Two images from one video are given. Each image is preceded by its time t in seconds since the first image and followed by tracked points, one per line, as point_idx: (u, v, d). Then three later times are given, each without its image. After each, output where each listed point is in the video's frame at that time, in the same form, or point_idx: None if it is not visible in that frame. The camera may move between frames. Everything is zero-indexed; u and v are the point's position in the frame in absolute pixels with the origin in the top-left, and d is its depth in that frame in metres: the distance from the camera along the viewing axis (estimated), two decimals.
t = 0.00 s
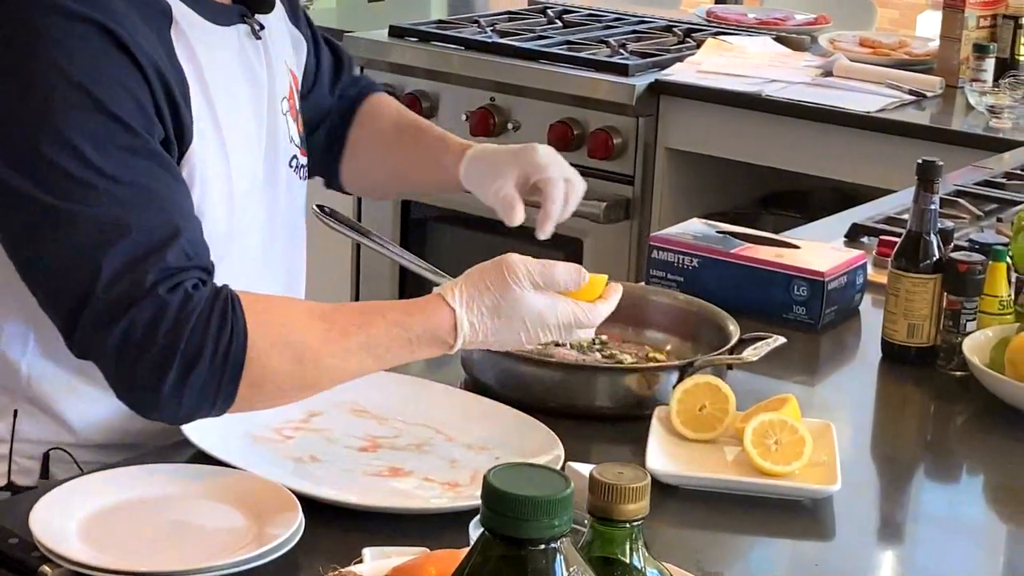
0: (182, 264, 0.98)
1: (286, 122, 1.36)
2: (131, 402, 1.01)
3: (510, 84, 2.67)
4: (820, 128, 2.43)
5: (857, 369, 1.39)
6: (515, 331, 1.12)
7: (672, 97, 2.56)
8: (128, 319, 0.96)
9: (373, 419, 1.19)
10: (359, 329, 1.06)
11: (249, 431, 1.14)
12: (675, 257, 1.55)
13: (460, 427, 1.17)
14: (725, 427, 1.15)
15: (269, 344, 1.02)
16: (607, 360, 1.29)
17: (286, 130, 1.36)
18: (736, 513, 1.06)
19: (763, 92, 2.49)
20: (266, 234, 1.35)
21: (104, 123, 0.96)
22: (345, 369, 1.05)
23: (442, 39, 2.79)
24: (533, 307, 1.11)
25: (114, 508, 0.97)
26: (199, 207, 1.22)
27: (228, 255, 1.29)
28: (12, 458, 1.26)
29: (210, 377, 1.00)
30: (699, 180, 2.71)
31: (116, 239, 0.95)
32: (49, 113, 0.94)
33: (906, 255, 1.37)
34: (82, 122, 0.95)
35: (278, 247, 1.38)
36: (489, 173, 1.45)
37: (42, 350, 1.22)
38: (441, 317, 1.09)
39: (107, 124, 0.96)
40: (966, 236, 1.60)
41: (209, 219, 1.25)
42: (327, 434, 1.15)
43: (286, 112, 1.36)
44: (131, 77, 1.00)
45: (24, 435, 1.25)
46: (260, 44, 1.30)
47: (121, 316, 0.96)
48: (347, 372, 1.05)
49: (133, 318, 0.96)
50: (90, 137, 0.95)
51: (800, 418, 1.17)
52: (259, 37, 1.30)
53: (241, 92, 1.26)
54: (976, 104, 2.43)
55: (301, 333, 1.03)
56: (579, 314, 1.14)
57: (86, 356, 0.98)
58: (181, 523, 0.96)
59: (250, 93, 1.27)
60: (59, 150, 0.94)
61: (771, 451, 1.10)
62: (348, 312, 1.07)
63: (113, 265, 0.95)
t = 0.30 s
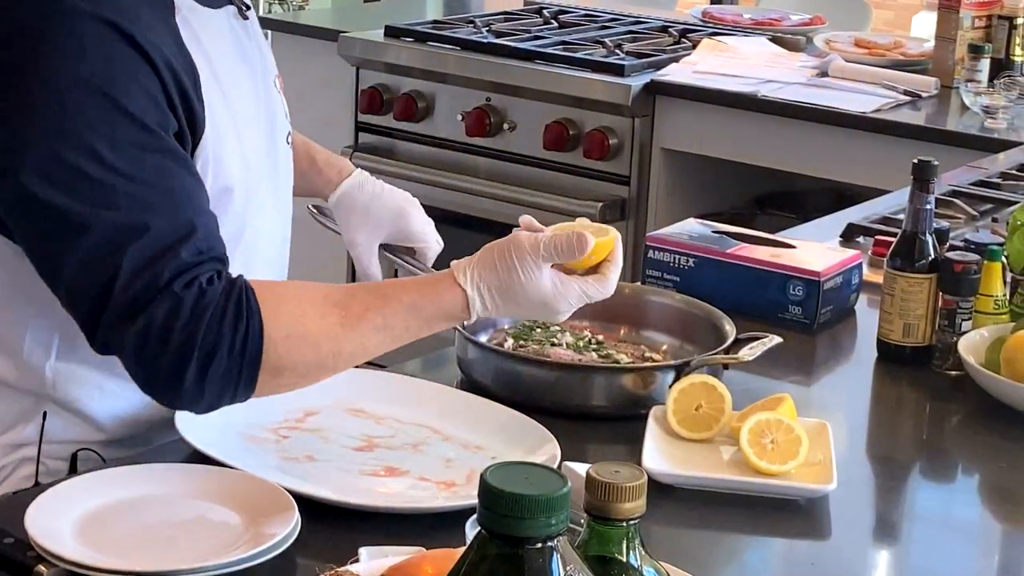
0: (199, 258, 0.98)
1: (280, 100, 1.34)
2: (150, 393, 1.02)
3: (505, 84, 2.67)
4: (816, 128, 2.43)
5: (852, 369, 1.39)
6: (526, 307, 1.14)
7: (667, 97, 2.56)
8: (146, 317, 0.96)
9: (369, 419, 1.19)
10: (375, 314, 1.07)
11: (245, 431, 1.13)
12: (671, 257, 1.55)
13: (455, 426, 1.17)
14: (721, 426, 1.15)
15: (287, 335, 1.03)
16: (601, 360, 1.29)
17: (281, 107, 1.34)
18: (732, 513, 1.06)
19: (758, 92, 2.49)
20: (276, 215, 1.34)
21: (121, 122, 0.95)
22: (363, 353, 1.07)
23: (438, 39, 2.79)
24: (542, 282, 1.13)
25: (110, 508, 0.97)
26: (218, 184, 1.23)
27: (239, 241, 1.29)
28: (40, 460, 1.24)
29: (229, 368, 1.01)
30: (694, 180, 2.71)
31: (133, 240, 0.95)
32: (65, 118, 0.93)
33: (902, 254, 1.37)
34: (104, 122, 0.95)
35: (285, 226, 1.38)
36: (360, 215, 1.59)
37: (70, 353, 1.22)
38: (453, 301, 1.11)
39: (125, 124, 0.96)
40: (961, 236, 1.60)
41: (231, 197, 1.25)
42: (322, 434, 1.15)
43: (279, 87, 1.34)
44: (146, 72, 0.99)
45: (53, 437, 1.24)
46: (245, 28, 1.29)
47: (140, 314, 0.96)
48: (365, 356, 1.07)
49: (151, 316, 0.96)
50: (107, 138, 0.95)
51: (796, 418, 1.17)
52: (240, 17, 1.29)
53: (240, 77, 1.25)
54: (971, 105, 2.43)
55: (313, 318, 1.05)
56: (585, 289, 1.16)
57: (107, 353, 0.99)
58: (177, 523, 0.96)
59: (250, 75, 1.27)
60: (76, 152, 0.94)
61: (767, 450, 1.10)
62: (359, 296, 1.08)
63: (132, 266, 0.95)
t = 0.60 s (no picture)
0: (197, 204, 1.04)
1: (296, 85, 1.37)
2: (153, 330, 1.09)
3: (502, 84, 2.67)
4: (813, 128, 2.44)
5: (850, 368, 1.39)
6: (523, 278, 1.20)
7: (665, 97, 2.56)
8: (147, 256, 1.03)
9: (368, 418, 1.19)
10: (372, 270, 1.13)
11: (245, 430, 1.14)
12: (669, 257, 1.55)
13: (455, 426, 1.17)
14: (720, 425, 1.15)
15: (284, 280, 1.10)
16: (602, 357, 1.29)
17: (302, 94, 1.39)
18: (731, 512, 1.06)
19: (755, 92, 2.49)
20: (293, 189, 1.36)
21: (127, 70, 1.01)
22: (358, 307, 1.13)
23: (435, 39, 2.79)
24: (535, 251, 1.19)
25: (110, 506, 0.97)
26: (229, 145, 1.25)
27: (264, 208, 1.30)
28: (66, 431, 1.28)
29: (227, 308, 1.08)
30: (691, 180, 2.71)
31: (136, 183, 1.01)
32: (72, 66, 0.99)
33: (899, 254, 1.36)
34: (110, 71, 1.00)
35: (307, 195, 1.39)
36: (399, 202, 1.62)
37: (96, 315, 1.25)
38: (449, 264, 1.17)
39: (130, 71, 1.02)
40: (959, 235, 1.61)
41: (243, 156, 1.27)
42: (322, 433, 1.15)
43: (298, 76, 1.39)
44: (149, 26, 1.04)
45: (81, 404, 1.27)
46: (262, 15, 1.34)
47: (141, 253, 1.03)
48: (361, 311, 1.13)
49: (152, 255, 1.03)
50: (114, 86, 1.01)
51: (795, 418, 1.18)
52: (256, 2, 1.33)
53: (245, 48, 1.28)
54: (968, 105, 2.44)
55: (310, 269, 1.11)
56: (579, 261, 1.21)
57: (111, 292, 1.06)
58: (177, 522, 0.96)
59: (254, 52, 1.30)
60: (87, 103, 1.00)
61: (766, 449, 1.10)
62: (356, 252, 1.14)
63: (134, 208, 1.01)
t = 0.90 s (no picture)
0: (189, 153, 1.13)
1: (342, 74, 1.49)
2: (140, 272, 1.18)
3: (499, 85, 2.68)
4: (810, 129, 2.44)
5: (848, 368, 1.39)
6: (489, 253, 1.28)
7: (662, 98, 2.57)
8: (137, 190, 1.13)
9: (367, 418, 1.19)
10: (344, 230, 1.22)
11: (244, 430, 1.14)
12: (667, 257, 1.55)
13: (454, 425, 1.17)
14: (718, 425, 1.15)
15: (258, 230, 1.18)
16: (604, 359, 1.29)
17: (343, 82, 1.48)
18: (730, 512, 1.06)
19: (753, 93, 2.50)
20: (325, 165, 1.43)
21: (148, 25, 1.12)
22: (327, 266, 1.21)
23: (433, 40, 2.79)
24: (501, 225, 1.27)
25: (110, 506, 0.97)
26: (248, 108, 1.31)
27: (300, 178, 1.39)
28: (88, 376, 1.35)
29: (205, 252, 1.17)
30: (688, 180, 2.71)
31: (139, 124, 1.11)
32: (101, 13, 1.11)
33: (897, 254, 1.37)
34: (129, 22, 1.12)
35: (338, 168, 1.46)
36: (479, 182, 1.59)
37: (112, 257, 1.33)
38: (418, 234, 1.25)
39: (147, 25, 1.12)
40: (956, 236, 1.61)
41: (264, 121, 1.33)
42: (321, 433, 1.15)
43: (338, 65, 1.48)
44: None
45: (103, 351, 1.35)
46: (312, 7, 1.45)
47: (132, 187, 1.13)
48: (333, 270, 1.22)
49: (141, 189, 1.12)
50: (134, 37, 1.12)
51: (793, 418, 1.18)
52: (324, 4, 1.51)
53: (295, 41, 1.40)
54: (965, 106, 2.44)
55: (286, 225, 1.19)
56: (543, 237, 1.29)
57: (105, 227, 1.16)
58: (177, 522, 0.96)
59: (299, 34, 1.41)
60: (106, 46, 1.11)
61: (764, 449, 1.10)
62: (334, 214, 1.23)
63: (133, 146, 1.11)
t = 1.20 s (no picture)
0: (203, 135, 1.17)
1: (361, 60, 1.45)
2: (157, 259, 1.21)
3: (497, 86, 2.68)
4: (807, 131, 2.44)
5: (844, 369, 1.39)
6: (488, 237, 1.30)
7: (660, 99, 2.57)
8: (154, 172, 1.15)
9: (364, 419, 1.19)
10: (353, 210, 1.25)
11: (241, 431, 1.14)
12: (665, 258, 1.55)
13: (450, 426, 1.17)
14: (715, 426, 1.16)
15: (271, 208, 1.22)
16: (599, 361, 1.29)
17: (360, 67, 1.45)
18: (726, 512, 1.06)
19: (750, 94, 2.50)
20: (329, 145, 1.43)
21: (157, 11, 1.15)
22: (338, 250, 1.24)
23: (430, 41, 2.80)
24: (497, 207, 1.29)
25: (106, 506, 0.97)
26: (246, 86, 1.30)
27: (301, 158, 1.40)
28: (98, 350, 1.35)
29: (222, 233, 1.20)
30: (686, 182, 2.71)
31: (152, 107, 1.14)
32: None
33: (894, 255, 1.37)
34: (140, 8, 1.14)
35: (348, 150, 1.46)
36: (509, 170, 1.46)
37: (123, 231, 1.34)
38: (419, 215, 1.28)
39: (156, 10, 1.15)
40: (953, 237, 1.61)
41: (260, 102, 1.32)
42: (318, 434, 1.15)
43: (360, 53, 1.45)
44: None
45: (111, 325, 1.35)
46: None
47: (150, 169, 1.15)
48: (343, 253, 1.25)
49: (159, 172, 1.15)
50: (143, 21, 1.14)
51: (789, 418, 1.18)
52: None
53: (304, 23, 1.37)
54: (962, 107, 2.44)
55: (296, 207, 1.23)
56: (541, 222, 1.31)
57: (118, 210, 1.19)
58: (173, 522, 0.96)
59: (310, 17, 1.38)
60: (117, 31, 1.13)
61: (761, 450, 1.10)
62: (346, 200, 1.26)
63: (148, 129, 1.14)
